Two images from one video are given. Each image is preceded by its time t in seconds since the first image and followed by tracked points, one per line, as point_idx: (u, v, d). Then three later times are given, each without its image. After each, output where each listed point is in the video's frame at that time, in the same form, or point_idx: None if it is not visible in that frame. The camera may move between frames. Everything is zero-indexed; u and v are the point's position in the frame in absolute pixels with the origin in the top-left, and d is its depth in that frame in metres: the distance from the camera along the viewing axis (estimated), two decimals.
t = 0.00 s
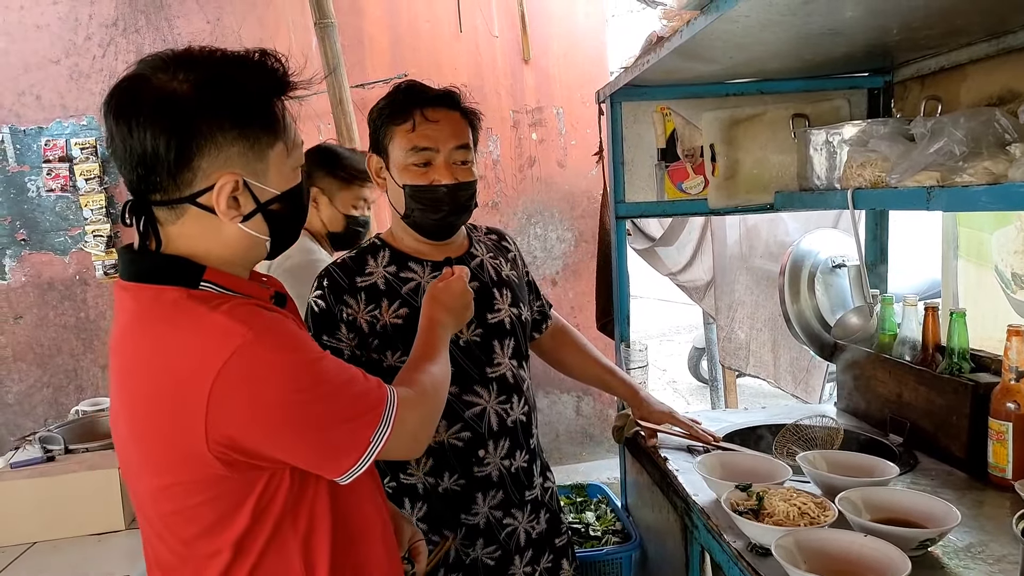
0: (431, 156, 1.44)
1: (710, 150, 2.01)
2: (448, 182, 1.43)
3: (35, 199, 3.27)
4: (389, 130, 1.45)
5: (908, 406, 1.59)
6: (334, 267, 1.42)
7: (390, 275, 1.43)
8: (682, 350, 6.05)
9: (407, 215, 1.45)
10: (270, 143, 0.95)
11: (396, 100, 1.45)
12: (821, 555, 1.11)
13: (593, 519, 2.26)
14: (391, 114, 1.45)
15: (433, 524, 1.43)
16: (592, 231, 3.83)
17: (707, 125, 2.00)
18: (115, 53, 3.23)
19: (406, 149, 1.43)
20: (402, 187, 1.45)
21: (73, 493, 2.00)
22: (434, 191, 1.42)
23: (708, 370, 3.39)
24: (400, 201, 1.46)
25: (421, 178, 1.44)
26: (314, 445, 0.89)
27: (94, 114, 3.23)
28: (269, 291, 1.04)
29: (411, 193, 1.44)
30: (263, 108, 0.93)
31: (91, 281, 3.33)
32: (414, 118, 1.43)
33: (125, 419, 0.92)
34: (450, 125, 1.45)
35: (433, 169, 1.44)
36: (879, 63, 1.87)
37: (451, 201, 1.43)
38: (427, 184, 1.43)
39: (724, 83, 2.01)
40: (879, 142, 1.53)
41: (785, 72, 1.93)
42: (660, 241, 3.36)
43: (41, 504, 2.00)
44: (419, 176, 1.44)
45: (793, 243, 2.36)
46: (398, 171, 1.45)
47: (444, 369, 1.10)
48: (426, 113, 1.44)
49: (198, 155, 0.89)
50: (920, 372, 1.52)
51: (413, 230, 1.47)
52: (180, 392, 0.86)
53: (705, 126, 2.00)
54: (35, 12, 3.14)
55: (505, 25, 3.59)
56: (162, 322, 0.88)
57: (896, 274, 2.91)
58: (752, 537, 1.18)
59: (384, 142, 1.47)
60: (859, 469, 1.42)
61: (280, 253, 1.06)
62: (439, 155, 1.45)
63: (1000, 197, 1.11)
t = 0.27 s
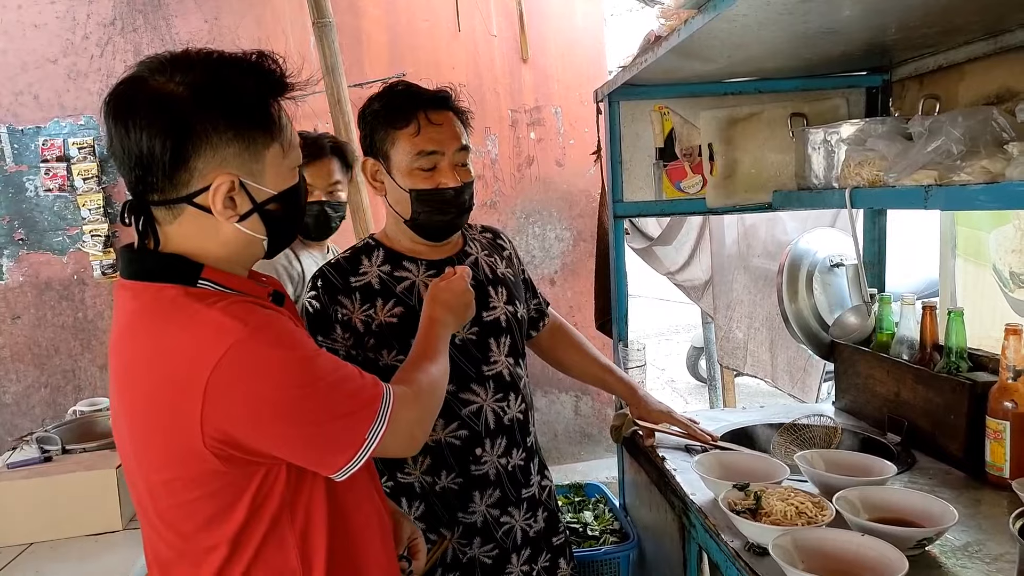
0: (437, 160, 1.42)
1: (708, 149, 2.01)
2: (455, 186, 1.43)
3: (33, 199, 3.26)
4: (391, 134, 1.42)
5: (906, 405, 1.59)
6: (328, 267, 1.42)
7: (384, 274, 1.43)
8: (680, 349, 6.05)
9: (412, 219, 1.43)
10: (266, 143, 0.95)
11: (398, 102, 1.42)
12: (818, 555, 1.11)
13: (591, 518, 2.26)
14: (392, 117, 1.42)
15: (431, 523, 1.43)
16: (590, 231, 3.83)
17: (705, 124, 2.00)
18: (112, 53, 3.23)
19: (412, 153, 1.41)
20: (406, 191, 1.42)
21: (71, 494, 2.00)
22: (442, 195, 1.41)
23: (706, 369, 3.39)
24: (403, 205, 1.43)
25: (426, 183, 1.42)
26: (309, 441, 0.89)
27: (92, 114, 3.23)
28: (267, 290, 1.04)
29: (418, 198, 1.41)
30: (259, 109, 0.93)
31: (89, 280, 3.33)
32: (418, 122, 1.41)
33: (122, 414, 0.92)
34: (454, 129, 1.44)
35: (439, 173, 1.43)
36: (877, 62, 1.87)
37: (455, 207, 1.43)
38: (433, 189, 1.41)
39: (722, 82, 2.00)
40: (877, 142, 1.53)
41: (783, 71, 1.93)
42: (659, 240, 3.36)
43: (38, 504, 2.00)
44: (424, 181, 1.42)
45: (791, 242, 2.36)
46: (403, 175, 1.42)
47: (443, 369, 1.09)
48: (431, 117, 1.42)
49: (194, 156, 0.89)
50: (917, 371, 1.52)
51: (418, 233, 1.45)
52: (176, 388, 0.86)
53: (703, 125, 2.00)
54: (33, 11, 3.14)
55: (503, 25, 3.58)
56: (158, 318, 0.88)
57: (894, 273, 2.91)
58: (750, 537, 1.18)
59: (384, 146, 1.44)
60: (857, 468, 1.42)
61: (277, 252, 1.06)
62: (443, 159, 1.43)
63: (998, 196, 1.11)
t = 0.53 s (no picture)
0: (442, 171, 1.42)
1: (705, 150, 2.01)
2: (459, 199, 1.42)
3: (31, 201, 3.26)
4: (397, 140, 1.41)
5: (904, 405, 1.59)
6: (322, 270, 1.41)
7: (380, 275, 1.43)
8: (679, 350, 6.05)
9: (414, 226, 1.42)
10: (272, 145, 0.94)
11: (406, 111, 1.41)
12: (816, 555, 1.11)
13: (590, 519, 2.26)
14: (400, 124, 1.40)
15: (430, 524, 1.42)
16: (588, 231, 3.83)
17: (703, 124, 2.00)
18: (110, 55, 3.22)
19: (419, 162, 1.40)
20: (410, 199, 1.41)
21: (68, 496, 2.00)
22: (446, 207, 1.41)
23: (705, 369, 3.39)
24: (405, 212, 1.43)
25: (430, 193, 1.42)
26: (313, 442, 0.89)
27: (90, 116, 3.23)
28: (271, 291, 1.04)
29: (421, 207, 1.40)
30: (265, 111, 0.92)
31: (87, 283, 3.33)
32: (426, 131, 1.40)
33: (124, 414, 0.92)
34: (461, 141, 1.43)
35: (443, 183, 1.42)
36: (874, 62, 1.87)
37: (458, 216, 1.43)
38: (437, 200, 1.41)
39: (720, 82, 1.99)
40: (874, 142, 1.53)
41: (780, 72, 1.93)
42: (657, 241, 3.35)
43: (35, 508, 1.99)
44: (429, 191, 1.41)
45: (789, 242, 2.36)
46: (409, 182, 1.41)
47: (444, 369, 1.10)
48: (440, 127, 1.41)
49: (200, 157, 0.89)
50: (915, 371, 1.52)
51: (419, 240, 1.44)
52: (180, 388, 0.86)
53: (701, 125, 2.00)
54: (30, 13, 3.13)
55: (501, 26, 3.58)
56: (161, 318, 0.88)
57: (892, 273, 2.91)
58: (748, 538, 1.18)
59: (389, 151, 1.42)
60: (855, 468, 1.42)
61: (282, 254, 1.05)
62: (449, 170, 1.42)
63: (994, 196, 1.11)
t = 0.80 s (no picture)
0: (443, 170, 1.41)
1: (706, 150, 2.01)
2: (460, 198, 1.42)
3: (33, 203, 3.26)
4: (398, 141, 1.40)
5: (905, 405, 1.59)
6: (321, 272, 1.41)
7: (379, 277, 1.43)
8: (681, 349, 6.05)
9: (415, 227, 1.43)
10: (283, 147, 0.95)
11: (406, 112, 1.41)
12: (817, 555, 1.11)
13: (591, 519, 2.26)
14: (400, 124, 1.40)
15: (431, 526, 1.42)
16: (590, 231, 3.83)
17: (703, 124, 2.00)
18: (111, 57, 3.23)
19: (420, 162, 1.40)
20: (411, 199, 1.41)
21: (70, 498, 2.00)
22: (448, 207, 1.41)
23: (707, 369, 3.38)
24: (406, 212, 1.43)
25: (431, 193, 1.41)
26: (323, 443, 0.89)
27: (91, 118, 3.24)
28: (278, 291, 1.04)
29: (423, 207, 1.41)
30: (278, 113, 0.92)
31: (89, 284, 3.33)
32: (428, 131, 1.40)
33: (133, 416, 0.92)
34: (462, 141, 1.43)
35: (444, 183, 1.42)
36: (875, 61, 1.87)
37: (459, 217, 1.43)
38: (439, 200, 1.41)
39: (721, 82, 1.99)
40: (874, 141, 1.53)
41: (780, 71, 1.93)
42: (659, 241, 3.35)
43: (37, 509, 1.99)
44: (430, 191, 1.41)
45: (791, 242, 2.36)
46: (410, 182, 1.41)
47: (450, 371, 1.10)
48: (442, 127, 1.41)
49: (213, 157, 0.89)
50: (916, 370, 1.52)
51: (418, 240, 1.44)
52: (190, 389, 0.86)
53: (701, 125, 2.00)
54: (32, 15, 3.14)
55: (502, 26, 3.58)
56: (171, 319, 0.88)
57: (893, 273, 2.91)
58: (749, 538, 1.18)
59: (390, 152, 1.42)
60: (857, 468, 1.42)
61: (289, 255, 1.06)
62: (450, 170, 1.42)
63: (994, 195, 1.11)
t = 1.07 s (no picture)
0: (441, 168, 1.41)
1: (705, 149, 2.00)
2: (458, 196, 1.42)
3: (34, 202, 3.26)
4: (395, 139, 1.40)
5: (905, 405, 1.58)
6: (319, 273, 1.41)
7: (378, 278, 1.43)
8: (682, 349, 6.04)
9: (413, 226, 1.42)
10: (292, 146, 0.95)
11: (401, 111, 1.41)
12: (815, 555, 1.11)
13: (591, 519, 2.26)
14: (396, 123, 1.40)
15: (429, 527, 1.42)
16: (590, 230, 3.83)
17: (703, 124, 1.99)
18: (112, 56, 3.23)
19: (417, 160, 1.39)
20: (409, 197, 1.41)
21: (69, 497, 2.00)
22: (446, 204, 1.41)
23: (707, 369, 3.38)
24: (404, 211, 1.42)
25: (428, 190, 1.41)
26: (328, 442, 0.89)
27: (92, 117, 3.24)
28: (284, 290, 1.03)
29: (421, 205, 1.40)
30: (287, 113, 0.93)
31: (90, 283, 3.34)
32: (424, 129, 1.40)
33: (140, 415, 0.92)
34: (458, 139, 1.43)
35: (442, 181, 1.42)
36: (875, 60, 1.87)
37: (458, 215, 1.43)
38: (437, 198, 1.41)
39: (720, 81, 1.99)
40: (874, 140, 1.52)
41: (779, 70, 1.92)
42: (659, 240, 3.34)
43: (37, 508, 2.00)
44: (427, 189, 1.41)
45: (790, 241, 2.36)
46: (408, 181, 1.41)
47: (455, 370, 1.10)
48: (438, 125, 1.41)
49: (221, 156, 0.89)
50: (915, 370, 1.52)
51: (416, 238, 1.44)
52: (197, 388, 0.86)
53: (701, 124, 1.99)
54: (33, 14, 3.14)
55: (502, 25, 3.58)
56: (178, 318, 0.88)
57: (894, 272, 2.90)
58: (747, 537, 1.18)
59: (386, 151, 1.42)
60: (855, 467, 1.42)
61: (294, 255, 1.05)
62: (448, 167, 1.42)
63: (993, 195, 1.11)
